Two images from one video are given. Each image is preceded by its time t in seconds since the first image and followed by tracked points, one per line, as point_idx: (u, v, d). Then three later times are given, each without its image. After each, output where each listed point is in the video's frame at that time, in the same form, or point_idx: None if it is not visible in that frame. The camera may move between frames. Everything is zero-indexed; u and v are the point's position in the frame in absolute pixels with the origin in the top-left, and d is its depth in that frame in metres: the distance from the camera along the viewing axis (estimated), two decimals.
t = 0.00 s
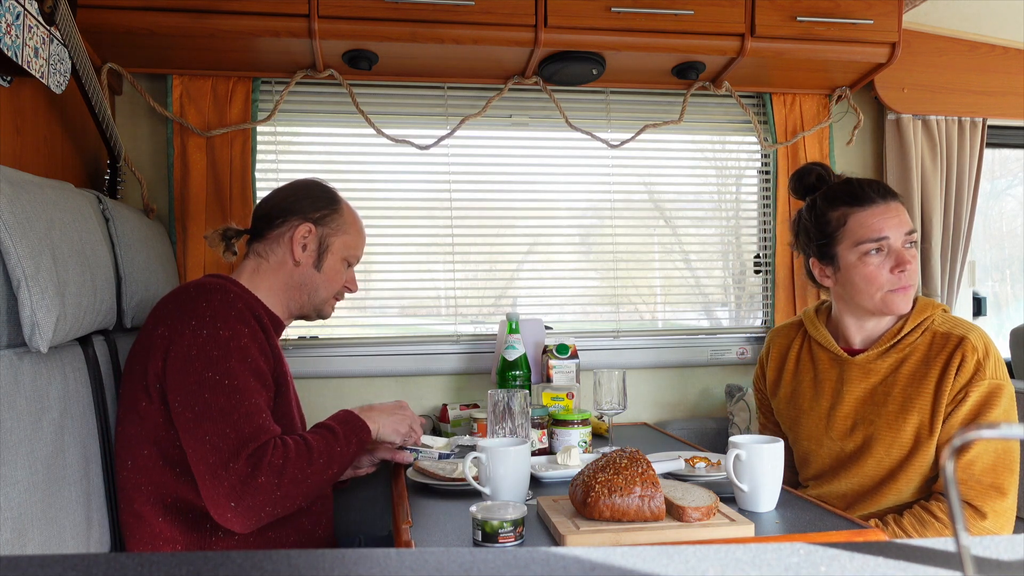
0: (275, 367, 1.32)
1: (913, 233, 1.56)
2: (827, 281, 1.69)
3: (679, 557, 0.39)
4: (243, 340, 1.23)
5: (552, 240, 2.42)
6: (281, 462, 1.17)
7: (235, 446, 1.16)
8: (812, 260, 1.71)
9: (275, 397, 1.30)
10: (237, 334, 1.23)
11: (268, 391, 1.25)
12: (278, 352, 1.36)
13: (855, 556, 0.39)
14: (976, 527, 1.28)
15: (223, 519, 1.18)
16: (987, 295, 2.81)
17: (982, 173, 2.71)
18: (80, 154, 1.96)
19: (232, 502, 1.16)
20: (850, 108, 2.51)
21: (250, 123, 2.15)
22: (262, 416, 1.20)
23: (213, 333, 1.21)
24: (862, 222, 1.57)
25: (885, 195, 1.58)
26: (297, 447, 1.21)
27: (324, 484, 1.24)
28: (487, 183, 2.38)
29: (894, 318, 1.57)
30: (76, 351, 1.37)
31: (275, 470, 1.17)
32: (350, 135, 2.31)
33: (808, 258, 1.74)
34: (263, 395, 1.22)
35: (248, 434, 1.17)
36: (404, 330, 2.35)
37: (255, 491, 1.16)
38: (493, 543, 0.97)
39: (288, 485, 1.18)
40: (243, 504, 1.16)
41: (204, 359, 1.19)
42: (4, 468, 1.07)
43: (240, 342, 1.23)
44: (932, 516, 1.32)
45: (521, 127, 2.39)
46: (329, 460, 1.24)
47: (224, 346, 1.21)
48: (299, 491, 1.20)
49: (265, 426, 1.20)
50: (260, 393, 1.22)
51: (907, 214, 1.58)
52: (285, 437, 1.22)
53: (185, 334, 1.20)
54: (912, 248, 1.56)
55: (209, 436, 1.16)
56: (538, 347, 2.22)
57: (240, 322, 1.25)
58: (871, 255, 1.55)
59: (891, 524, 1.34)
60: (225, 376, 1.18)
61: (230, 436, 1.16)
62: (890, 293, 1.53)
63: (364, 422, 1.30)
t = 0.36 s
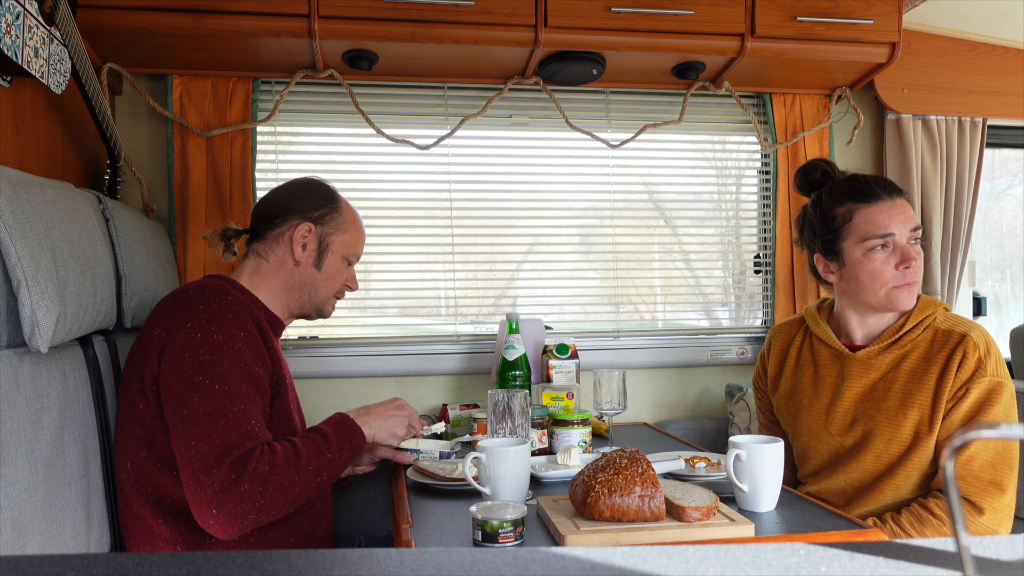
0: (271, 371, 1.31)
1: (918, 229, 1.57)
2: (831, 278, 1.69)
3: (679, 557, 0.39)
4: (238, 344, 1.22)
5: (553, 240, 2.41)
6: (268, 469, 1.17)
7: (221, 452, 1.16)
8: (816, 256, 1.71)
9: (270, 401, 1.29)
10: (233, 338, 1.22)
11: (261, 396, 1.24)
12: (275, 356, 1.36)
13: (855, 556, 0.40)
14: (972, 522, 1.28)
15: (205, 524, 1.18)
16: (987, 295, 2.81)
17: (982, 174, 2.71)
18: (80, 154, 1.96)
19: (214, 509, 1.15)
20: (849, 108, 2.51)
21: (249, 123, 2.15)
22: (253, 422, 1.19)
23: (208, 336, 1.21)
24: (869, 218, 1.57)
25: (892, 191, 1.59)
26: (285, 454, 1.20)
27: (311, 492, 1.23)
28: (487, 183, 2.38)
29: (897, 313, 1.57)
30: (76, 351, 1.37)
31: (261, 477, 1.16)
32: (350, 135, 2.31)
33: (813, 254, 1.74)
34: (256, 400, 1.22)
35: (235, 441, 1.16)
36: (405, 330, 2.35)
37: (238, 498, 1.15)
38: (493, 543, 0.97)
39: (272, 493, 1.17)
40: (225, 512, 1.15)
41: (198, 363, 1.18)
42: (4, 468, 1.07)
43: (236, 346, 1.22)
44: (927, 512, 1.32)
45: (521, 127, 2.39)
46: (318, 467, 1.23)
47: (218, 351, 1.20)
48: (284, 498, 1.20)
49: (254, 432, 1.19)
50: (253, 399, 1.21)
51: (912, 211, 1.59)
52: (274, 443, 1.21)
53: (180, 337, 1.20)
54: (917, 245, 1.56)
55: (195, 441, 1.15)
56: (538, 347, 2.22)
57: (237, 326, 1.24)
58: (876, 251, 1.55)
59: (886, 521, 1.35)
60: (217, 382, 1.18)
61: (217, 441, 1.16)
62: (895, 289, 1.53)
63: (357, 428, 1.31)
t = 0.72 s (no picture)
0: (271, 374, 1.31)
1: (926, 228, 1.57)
2: (838, 275, 1.69)
3: (679, 557, 0.39)
4: (236, 348, 1.21)
5: (552, 240, 2.42)
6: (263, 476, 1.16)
7: (214, 458, 1.15)
8: (824, 253, 1.71)
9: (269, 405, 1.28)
10: (230, 343, 1.21)
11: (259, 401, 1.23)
12: (275, 359, 1.35)
13: (855, 556, 0.39)
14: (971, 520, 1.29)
15: (197, 530, 1.17)
16: (987, 295, 2.81)
17: (982, 173, 2.71)
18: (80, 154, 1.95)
19: (205, 517, 1.14)
20: (850, 108, 2.51)
21: (250, 123, 2.15)
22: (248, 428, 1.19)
23: (205, 340, 1.20)
24: (876, 217, 1.57)
25: (902, 190, 1.58)
26: (280, 460, 1.20)
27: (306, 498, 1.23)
28: (487, 183, 2.38)
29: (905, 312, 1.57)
30: (76, 351, 1.37)
31: (254, 484, 1.16)
32: (350, 135, 2.31)
33: (821, 251, 1.74)
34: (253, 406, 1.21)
35: (230, 447, 1.15)
36: (405, 330, 2.35)
37: (230, 506, 1.14)
38: (493, 543, 0.97)
39: (265, 501, 1.16)
40: (217, 519, 1.15)
41: (193, 367, 1.17)
42: (4, 468, 1.07)
43: (233, 350, 1.21)
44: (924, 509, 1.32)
45: (521, 127, 2.39)
46: (314, 472, 1.23)
47: (215, 356, 1.19)
48: (278, 504, 1.19)
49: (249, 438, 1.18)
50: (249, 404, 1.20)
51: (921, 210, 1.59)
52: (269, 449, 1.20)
53: (177, 342, 1.19)
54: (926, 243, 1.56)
55: (189, 447, 1.14)
56: (538, 347, 2.22)
57: (234, 329, 1.23)
58: (885, 250, 1.55)
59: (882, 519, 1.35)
60: (214, 387, 1.17)
61: (210, 447, 1.15)
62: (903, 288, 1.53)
63: (357, 432, 1.30)
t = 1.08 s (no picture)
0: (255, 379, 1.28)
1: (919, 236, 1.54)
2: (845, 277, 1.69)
3: (679, 557, 0.39)
4: (211, 352, 1.19)
5: (552, 240, 2.42)
6: (207, 484, 1.12)
7: (162, 462, 1.12)
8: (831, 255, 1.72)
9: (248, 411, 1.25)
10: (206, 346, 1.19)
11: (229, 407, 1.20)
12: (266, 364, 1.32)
13: (855, 556, 0.39)
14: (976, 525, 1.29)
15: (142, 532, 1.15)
16: (987, 295, 2.81)
17: (982, 174, 2.71)
18: (80, 154, 1.95)
19: (146, 521, 1.12)
20: (850, 107, 2.51)
21: (249, 123, 2.15)
22: (205, 434, 1.15)
23: (182, 342, 1.18)
24: (862, 224, 1.57)
25: (897, 198, 1.55)
26: (233, 468, 1.15)
27: (261, 509, 1.18)
28: (487, 183, 2.38)
29: (895, 317, 1.57)
30: (76, 351, 1.37)
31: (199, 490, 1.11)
32: (350, 135, 2.31)
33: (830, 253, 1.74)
34: (218, 411, 1.18)
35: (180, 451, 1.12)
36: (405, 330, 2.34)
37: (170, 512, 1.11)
38: (493, 543, 0.97)
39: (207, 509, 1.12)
40: (156, 525, 1.12)
41: (163, 368, 1.15)
42: (4, 467, 1.07)
43: (208, 354, 1.19)
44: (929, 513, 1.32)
45: (521, 127, 2.39)
46: (271, 482, 1.18)
47: (187, 359, 1.16)
48: (226, 514, 1.15)
49: (204, 444, 1.15)
50: (213, 410, 1.17)
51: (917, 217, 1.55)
52: (225, 457, 1.16)
53: (153, 342, 1.17)
54: (917, 252, 1.53)
55: (142, 449, 1.12)
56: (538, 347, 2.22)
57: (214, 333, 1.21)
58: (869, 258, 1.55)
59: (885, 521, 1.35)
60: (176, 390, 1.14)
61: (160, 450, 1.12)
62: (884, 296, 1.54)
63: (330, 438, 1.23)
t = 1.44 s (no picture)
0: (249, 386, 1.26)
1: (862, 240, 1.53)
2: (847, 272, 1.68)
3: (679, 557, 0.39)
4: (202, 357, 1.18)
5: (552, 240, 2.42)
6: (187, 493, 1.11)
7: (143, 467, 1.11)
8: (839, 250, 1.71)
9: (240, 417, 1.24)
10: (196, 351, 1.17)
11: (217, 414, 1.18)
12: (263, 369, 1.30)
13: (855, 556, 0.39)
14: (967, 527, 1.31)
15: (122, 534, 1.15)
16: (987, 295, 2.81)
17: (982, 174, 2.71)
18: (80, 154, 1.95)
19: (125, 524, 1.11)
20: (850, 107, 2.51)
21: (249, 123, 2.15)
22: (189, 441, 1.14)
23: (172, 345, 1.16)
24: (814, 229, 1.62)
25: (842, 203, 1.56)
26: (216, 479, 1.13)
27: (242, 522, 1.16)
28: (487, 183, 2.38)
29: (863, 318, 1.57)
30: (76, 351, 1.37)
31: (179, 500, 1.10)
32: (350, 135, 2.31)
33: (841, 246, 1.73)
34: (205, 417, 1.16)
35: (162, 458, 1.11)
36: (405, 330, 2.35)
37: (149, 518, 1.10)
38: (493, 543, 0.97)
39: (185, 519, 1.11)
40: (136, 529, 1.11)
41: (150, 372, 1.14)
42: (4, 467, 1.07)
43: (199, 358, 1.17)
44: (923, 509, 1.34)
45: (521, 127, 2.39)
46: (254, 496, 1.16)
47: (177, 363, 1.15)
48: (206, 524, 1.14)
49: (188, 452, 1.14)
50: (199, 417, 1.15)
51: (864, 221, 1.54)
52: (209, 466, 1.15)
53: (145, 344, 1.17)
54: (861, 256, 1.53)
55: (126, 452, 1.11)
56: (538, 347, 2.22)
57: (206, 337, 1.20)
58: (820, 262, 1.60)
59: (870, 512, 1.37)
60: (163, 394, 1.13)
61: (142, 456, 1.11)
62: (833, 298, 1.58)
63: (320, 456, 1.21)
